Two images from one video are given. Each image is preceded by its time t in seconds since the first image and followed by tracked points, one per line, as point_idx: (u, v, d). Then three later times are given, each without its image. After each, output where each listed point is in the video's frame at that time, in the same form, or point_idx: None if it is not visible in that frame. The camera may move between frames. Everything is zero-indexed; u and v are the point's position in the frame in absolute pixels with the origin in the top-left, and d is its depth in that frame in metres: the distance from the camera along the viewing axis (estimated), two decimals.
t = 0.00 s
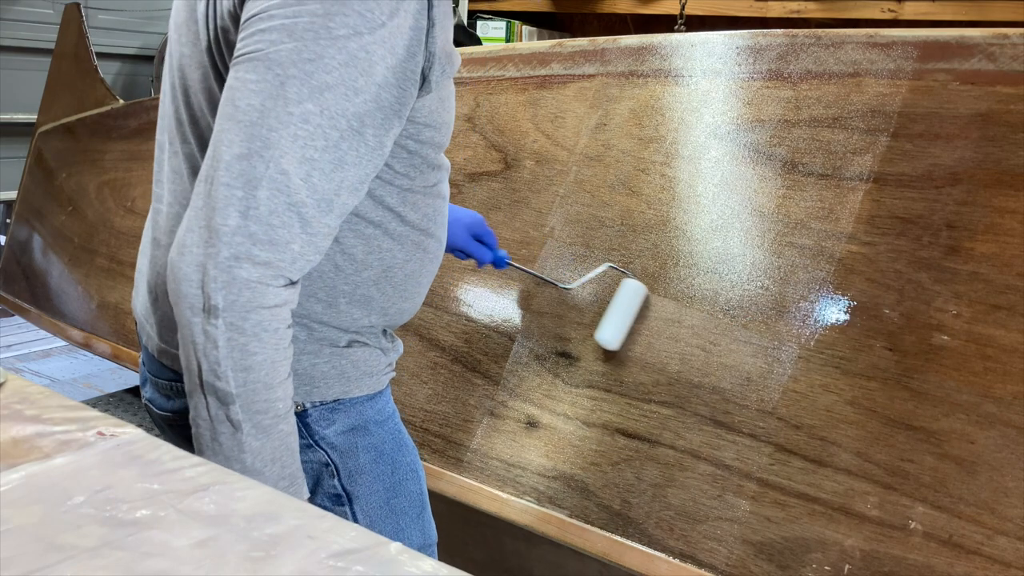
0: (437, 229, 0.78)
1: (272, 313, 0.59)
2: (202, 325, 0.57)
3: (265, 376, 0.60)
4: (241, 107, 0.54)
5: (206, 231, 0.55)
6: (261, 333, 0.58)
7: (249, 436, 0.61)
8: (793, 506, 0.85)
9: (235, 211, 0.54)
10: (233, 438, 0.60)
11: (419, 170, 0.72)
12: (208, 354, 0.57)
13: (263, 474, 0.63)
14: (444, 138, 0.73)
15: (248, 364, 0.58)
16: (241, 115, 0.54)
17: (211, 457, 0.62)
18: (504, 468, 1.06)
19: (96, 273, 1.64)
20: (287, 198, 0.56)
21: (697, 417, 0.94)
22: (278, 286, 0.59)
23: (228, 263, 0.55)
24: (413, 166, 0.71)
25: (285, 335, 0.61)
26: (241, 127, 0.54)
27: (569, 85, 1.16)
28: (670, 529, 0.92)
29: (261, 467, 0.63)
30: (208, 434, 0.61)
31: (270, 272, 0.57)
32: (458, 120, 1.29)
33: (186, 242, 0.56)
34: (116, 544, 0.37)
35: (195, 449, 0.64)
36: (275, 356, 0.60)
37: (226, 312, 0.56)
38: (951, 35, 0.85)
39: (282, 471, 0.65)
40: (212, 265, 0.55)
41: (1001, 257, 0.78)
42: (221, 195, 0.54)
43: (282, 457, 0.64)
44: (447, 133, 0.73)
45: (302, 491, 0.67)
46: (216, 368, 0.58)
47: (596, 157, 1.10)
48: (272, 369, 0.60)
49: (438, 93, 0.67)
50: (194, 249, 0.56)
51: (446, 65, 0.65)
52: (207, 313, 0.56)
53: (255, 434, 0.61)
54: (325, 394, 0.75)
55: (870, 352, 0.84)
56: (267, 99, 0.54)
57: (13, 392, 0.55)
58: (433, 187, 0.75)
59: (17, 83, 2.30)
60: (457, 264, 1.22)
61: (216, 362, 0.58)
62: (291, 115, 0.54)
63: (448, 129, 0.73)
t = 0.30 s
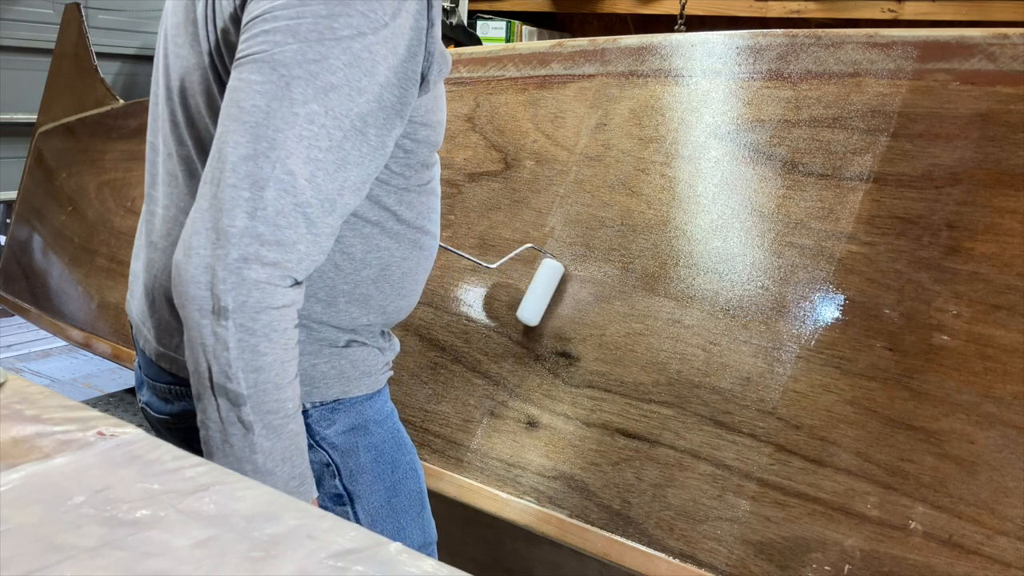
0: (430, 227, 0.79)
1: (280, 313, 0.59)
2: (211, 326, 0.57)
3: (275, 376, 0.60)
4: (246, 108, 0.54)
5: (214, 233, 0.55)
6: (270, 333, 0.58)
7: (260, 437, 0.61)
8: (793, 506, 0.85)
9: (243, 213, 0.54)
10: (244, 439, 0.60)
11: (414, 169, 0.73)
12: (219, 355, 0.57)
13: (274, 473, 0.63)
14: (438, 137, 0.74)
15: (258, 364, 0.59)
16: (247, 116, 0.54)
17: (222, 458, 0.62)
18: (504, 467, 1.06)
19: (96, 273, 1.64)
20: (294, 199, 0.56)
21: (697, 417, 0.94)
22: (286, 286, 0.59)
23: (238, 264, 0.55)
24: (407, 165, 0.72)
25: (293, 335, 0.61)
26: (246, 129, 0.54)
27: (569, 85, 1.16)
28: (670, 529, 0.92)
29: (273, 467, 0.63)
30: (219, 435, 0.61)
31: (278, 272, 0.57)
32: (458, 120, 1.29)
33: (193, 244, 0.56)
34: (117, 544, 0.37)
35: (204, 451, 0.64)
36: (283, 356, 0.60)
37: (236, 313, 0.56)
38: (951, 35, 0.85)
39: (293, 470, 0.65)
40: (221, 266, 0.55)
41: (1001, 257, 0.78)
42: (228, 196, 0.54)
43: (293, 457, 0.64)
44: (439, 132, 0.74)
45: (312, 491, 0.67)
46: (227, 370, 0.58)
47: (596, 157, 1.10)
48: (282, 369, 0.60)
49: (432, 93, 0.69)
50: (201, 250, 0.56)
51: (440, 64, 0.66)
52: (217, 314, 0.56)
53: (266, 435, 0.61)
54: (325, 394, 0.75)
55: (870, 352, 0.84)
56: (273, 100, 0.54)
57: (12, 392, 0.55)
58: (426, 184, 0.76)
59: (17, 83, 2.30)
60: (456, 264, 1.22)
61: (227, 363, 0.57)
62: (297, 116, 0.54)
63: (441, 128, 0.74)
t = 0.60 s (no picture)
0: (427, 228, 0.79)
1: (274, 310, 0.59)
2: (204, 322, 0.57)
3: (268, 372, 0.60)
4: (243, 103, 0.54)
5: (208, 228, 0.55)
6: (264, 330, 0.58)
7: (254, 434, 0.61)
8: (793, 506, 0.85)
9: (237, 208, 0.54)
10: (238, 436, 0.61)
11: (410, 171, 0.73)
12: (212, 352, 0.57)
13: (266, 471, 0.63)
14: (435, 139, 0.74)
15: (251, 361, 0.59)
16: (243, 111, 0.54)
17: (215, 456, 0.62)
18: (504, 467, 1.06)
19: (96, 273, 1.64)
20: (289, 195, 0.56)
21: (697, 417, 0.94)
22: (279, 283, 0.59)
23: (232, 260, 0.55)
24: (404, 166, 0.72)
25: (286, 332, 0.61)
26: (242, 124, 0.54)
27: (569, 85, 1.16)
28: (670, 529, 0.92)
29: (266, 465, 0.63)
30: (211, 433, 0.61)
31: (272, 268, 0.57)
32: (458, 120, 1.29)
33: (186, 239, 0.56)
34: (117, 544, 0.37)
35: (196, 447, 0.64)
36: (277, 353, 0.60)
37: (230, 309, 0.56)
38: (951, 35, 0.85)
39: (286, 468, 0.65)
40: (214, 262, 0.55)
41: (1001, 257, 0.78)
42: (223, 192, 0.54)
43: (286, 454, 0.64)
44: (436, 135, 0.74)
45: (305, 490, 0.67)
46: (220, 366, 0.58)
47: (596, 157, 1.10)
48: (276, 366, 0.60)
49: (429, 94, 0.69)
50: (194, 246, 0.55)
51: (438, 65, 0.68)
52: (210, 310, 0.56)
53: (259, 432, 0.61)
54: (323, 397, 0.75)
55: (870, 352, 0.84)
56: (270, 96, 0.54)
57: (12, 392, 0.54)
58: (423, 186, 0.76)
59: (17, 83, 2.30)
60: (456, 264, 1.22)
61: (220, 359, 0.58)
62: (293, 112, 0.54)
63: (438, 130, 0.74)
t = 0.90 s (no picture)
0: (426, 235, 0.78)
1: (257, 311, 0.59)
2: (186, 321, 0.57)
3: (248, 374, 0.60)
4: (236, 104, 0.54)
5: (194, 227, 0.55)
6: (245, 330, 0.58)
7: (232, 435, 0.61)
8: (793, 506, 0.85)
9: (225, 208, 0.54)
10: (215, 436, 0.61)
11: (406, 178, 0.72)
12: (192, 350, 0.58)
13: (243, 472, 0.63)
14: (433, 147, 0.74)
15: (232, 361, 0.59)
16: (236, 112, 0.54)
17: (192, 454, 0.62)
18: (504, 467, 1.06)
19: (96, 273, 1.64)
20: (278, 197, 0.56)
21: (697, 417, 0.94)
22: (264, 285, 0.59)
23: (216, 260, 0.55)
24: (401, 174, 0.71)
25: (270, 334, 0.61)
26: (235, 124, 0.54)
27: (569, 85, 1.16)
28: (670, 529, 0.92)
29: (243, 466, 0.63)
30: (189, 431, 0.61)
31: (257, 270, 0.57)
32: (458, 120, 1.29)
33: (173, 237, 0.56)
34: (117, 544, 0.37)
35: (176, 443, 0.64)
36: (258, 354, 0.60)
37: (211, 308, 0.56)
38: (951, 35, 0.85)
39: (264, 470, 0.65)
40: (199, 260, 0.55)
41: (1001, 257, 0.78)
42: (211, 191, 0.54)
43: (264, 457, 0.64)
44: (436, 144, 0.74)
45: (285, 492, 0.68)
46: (200, 365, 0.58)
47: (596, 157, 1.10)
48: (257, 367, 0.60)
49: (429, 102, 0.68)
50: (181, 244, 0.55)
51: (439, 74, 0.66)
52: (192, 309, 0.56)
53: (238, 433, 0.61)
54: (319, 398, 0.76)
55: (870, 353, 0.84)
56: (262, 97, 0.54)
57: (12, 392, 0.54)
58: (422, 193, 0.76)
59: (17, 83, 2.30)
60: (456, 264, 1.22)
61: (200, 358, 0.58)
62: (285, 114, 0.54)
63: (437, 139, 0.73)
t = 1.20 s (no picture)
0: (429, 243, 0.78)
1: (242, 318, 0.59)
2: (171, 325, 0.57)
3: (231, 380, 0.60)
4: (228, 110, 0.54)
5: (181, 232, 0.55)
6: (229, 337, 0.58)
7: (212, 440, 0.61)
8: (793, 506, 0.86)
9: (212, 214, 0.54)
10: (195, 440, 0.61)
11: (406, 188, 0.72)
12: (175, 355, 0.58)
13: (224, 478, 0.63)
14: (438, 158, 0.73)
15: (214, 367, 0.59)
16: (228, 118, 0.54)
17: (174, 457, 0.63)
18: (504, 467, 1.06)
19: (96, 273, 1.64)
20: (266, 205, 0.55)
21: (697, 417, 0.94)
22: (251, 291, 0.58)
23: (200, 265, 0.55)
24: (400, 183, 0.71)
25: (256, 341, 0.61)
26: (225, 131, 0.54)
27: (569, 85, 1.16)
28: (670, 529, 0.92)
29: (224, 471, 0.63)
30: (172, 434, 0.62)
31: (242, 276, 0.57)
32: (458, 120, 1.29)
33: (162, 240, 0.56)
34: (117, 544, 0.37)
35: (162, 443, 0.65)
36: (243, 361, 0.60)
37: (195, 314, 0.56)
38: (951, 35, 0.84)
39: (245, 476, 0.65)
40: (184, 266, 0.55)
41: (1001, 257, 0.78)
42: (199, 197, 0.54)
43: (246, 463, 0.64)
44: (439, 155, 0.73)
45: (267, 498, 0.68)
46: (182, 370, 0.58)
47: (596, 157, 1.10)
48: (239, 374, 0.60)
49: (431, 114, 0.67)
50: (168, 248, 0.56)
51: (441, 84, 0.66)
52: (176, 314, 0.56)
53: (219, 439, 0.61)
54: (318, 399, 0.76)
55: (870, 353, 0.84)
56: (254, 104, 0.54)
57: (12, 392, 0.54)
58: (423, 202, 0.75)
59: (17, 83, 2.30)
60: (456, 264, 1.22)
61: (182, 364, 0.58)
62: (277, 122, 0.54)
63: (440, 150, 0.72)
